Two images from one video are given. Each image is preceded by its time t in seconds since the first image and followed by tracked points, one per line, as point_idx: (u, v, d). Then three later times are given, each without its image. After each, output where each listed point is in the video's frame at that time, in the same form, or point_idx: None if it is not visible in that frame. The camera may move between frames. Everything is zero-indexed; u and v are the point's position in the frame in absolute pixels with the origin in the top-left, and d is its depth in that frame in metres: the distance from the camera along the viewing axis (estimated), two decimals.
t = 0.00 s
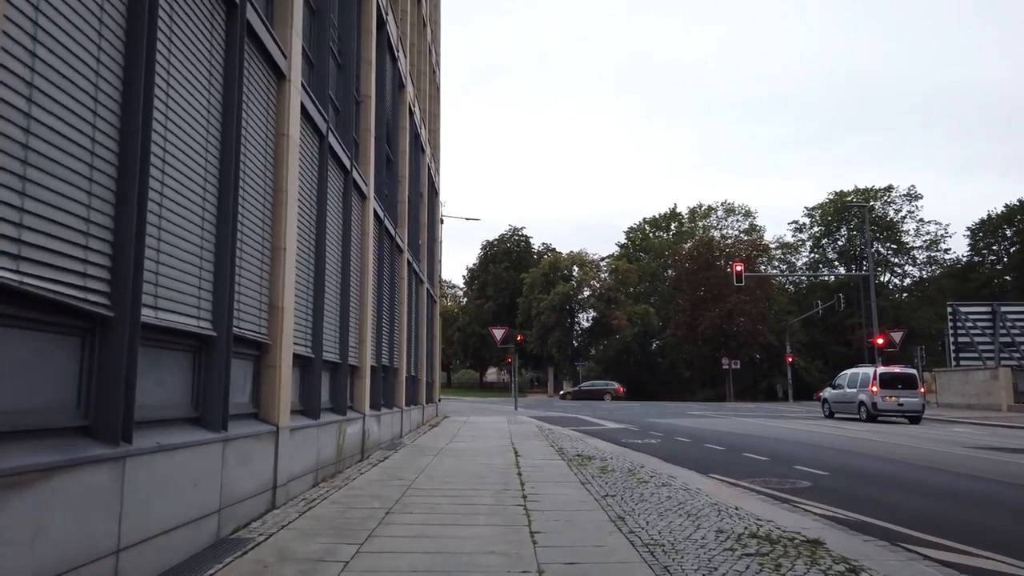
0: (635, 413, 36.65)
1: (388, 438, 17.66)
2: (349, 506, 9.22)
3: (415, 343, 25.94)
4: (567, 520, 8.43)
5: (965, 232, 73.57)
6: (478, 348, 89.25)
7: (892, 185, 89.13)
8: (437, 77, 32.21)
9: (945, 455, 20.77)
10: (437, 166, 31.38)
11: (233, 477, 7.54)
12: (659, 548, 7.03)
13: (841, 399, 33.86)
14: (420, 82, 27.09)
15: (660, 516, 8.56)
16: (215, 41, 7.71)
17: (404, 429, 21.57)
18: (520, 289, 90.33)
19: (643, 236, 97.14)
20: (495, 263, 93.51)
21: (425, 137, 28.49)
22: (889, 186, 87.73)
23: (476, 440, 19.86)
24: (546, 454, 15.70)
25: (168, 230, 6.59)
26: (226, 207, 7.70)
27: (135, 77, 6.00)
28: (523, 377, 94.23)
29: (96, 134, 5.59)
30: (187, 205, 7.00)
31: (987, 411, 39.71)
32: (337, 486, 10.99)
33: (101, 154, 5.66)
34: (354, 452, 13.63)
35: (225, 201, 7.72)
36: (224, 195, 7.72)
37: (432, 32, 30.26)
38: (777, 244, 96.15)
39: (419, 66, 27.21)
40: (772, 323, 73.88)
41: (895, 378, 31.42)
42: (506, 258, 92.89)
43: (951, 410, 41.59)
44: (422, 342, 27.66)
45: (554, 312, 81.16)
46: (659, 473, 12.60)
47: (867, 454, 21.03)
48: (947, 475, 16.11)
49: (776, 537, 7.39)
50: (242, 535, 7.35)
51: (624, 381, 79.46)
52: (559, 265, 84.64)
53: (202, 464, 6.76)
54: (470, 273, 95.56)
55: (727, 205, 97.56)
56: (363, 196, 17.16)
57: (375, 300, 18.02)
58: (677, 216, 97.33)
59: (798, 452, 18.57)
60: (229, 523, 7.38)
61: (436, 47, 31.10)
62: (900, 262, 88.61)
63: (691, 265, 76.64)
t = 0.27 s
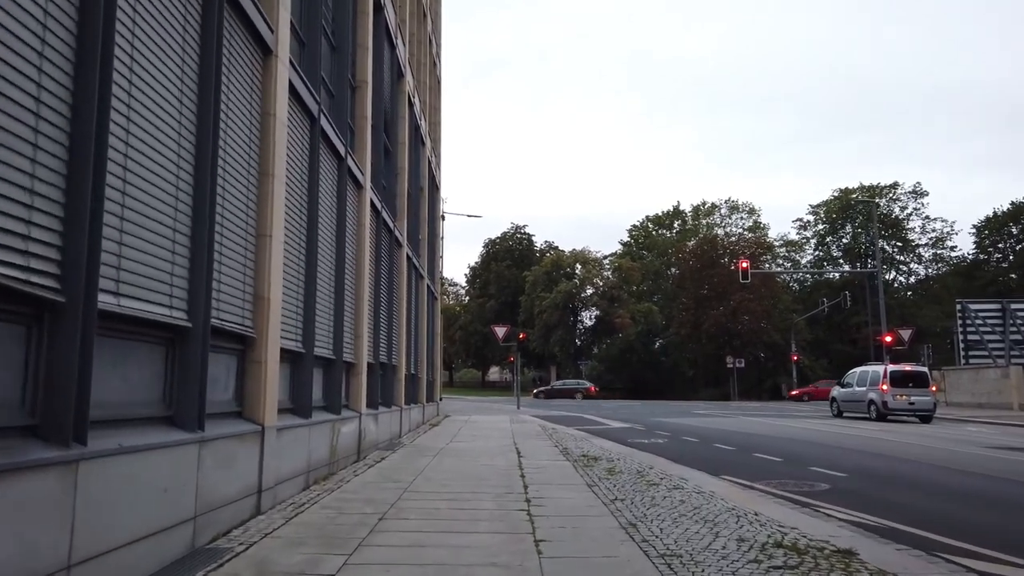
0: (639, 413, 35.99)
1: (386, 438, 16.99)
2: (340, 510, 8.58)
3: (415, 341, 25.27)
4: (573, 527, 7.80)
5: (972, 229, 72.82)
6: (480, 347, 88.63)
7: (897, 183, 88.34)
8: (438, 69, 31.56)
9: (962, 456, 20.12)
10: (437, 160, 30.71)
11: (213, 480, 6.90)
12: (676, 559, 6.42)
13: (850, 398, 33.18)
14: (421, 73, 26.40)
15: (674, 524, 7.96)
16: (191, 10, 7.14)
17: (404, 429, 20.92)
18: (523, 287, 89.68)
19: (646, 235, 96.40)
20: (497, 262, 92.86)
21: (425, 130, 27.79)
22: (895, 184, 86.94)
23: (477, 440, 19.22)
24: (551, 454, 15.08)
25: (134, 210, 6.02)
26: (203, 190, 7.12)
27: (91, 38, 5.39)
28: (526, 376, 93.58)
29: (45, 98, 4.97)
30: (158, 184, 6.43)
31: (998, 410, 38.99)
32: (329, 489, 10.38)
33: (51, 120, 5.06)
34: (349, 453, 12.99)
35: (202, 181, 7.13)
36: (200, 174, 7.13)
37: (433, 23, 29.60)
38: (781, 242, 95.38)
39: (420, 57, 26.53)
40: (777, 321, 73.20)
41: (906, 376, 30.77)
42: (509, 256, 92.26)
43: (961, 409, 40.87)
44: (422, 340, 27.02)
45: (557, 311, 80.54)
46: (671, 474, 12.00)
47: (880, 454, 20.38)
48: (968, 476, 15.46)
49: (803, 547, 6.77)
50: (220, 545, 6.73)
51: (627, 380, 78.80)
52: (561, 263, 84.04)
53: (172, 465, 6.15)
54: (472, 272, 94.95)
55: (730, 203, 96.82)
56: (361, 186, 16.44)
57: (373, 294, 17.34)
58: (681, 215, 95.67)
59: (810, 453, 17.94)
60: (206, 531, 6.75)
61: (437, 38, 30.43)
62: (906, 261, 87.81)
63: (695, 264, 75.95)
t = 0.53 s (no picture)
0: (643, 414, 35.34)
1: (381, 442, 16.35)
2: (325, 524, 7.97)
3: (413, 340, 24.58)
4: (577, 544, 7.18)
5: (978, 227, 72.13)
6: (481, 347, 87.97)
7: (903, 181, 87.56)
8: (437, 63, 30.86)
9: (977, 459, 19.49)
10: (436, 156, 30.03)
11: (180, 496, 6.31)
12: None
13: (858, 399, 32.53)
14: (420, 66, 25.69)
15: (687, 542, 7.36)
16: None
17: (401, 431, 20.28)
18: (524, 287, 89.01)
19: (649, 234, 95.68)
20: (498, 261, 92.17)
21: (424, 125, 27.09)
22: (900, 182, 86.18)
23: (476, 444, 18.57)
24: (552, 459, 14.45)
25: (83, 200, 5.46)
26: (169, 180, 6.57)
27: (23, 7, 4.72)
28: (527, 377, 92.89)
29: None
30: (117, 170, 5.89)
31: (1008, 411, 38.32)
32: (316, 498, 9.76)
33: None
34: (340, 458, 12.38)
35: (167, 171, 6.58)
36: (166, 162, 6.58)
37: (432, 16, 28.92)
38: (785, 241, 94.62)
39: (419, 49, 25.81)
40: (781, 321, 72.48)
41: (916, 377, 30.12)
42: (510, 256, 91.57)
43: (970, 410, 40.21)
44: (421, 341, 26.29)
45: (559, 311, 79.88)
46: (680, 482, 11.38)
47: (893, 458, 19.76)
48: (986, 482, 14.86)
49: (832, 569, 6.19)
50: (187, 568, 6.12)
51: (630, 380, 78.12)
52: (563, 262, 83.39)
53: (131, 482, 5.56)
54: (473, 272, 94.28)
55: (734, 202, 96.06)
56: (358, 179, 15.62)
57: (369, 292, 16.64)
58: (684, 214, 95.30)
59: (821, 457, 17.31)
60: (172, 553, 6.15)
61: (436, 31, 29.74)
62: (911, 260, 87.06)
63: (698, 263, 75.23)
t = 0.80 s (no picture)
0: (646, 412, 34.73)
1: (374, 442, 15.70)
2: (303, 533, 7.34)
3: (411, 337, 23.90)
4: (577, 556, 6.53)
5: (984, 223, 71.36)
6: (482, 344, 87.42)
7: (908, 177, 86.69)
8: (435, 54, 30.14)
9: (992, 458, 18.82)
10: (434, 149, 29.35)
11: (135, 505, 5.70)
12: None
13: (866, 397, 31.86)
14: (417, 55, 24.98)
15: (697, 552, 6.73)
16: None
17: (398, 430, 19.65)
18: (526, 284, 88.36)
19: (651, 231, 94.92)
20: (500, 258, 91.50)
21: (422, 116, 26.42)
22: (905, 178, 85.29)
23: (475, 443, 17.90)
24: (553, 460, 13.81)
25: (11, 169, 4.77)
26: (122, 155, 5.91)
27: None
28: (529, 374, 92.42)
29: None
30: (58, 143, 5.24)
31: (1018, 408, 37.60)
32: (298, 503, 9.10)
33: None
34: (329, 459, 11.72)
35: (120, 145, 5.93)
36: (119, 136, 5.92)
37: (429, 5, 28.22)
38: (788, 238, 93.82)
39: (416, 38, 25.11)
40: (785, 318, 71.76)
41: (925, 374, 29.36)
42: (511, 253, 90.93)
43: (979, 408, 39.51)
44: (419, 337, 25.59)
45: (561, 308, 79.25)
46: (688, 484, 10.74)
47: (905, 457, 19.10)
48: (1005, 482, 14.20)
49: None
50: None
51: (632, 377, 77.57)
52: (565, 259, 82.73)
53: (73, 490, 4.96)
54: (474, 269, 93.62)
55: (737, 199, 95.28)
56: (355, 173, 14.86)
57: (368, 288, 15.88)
58: (687, 211, 94.68)
59: (832, 456, 16.67)
60: (125, 569, 5.55)
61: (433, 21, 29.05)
62: (916, 256, 86.24)
63: (701, 259, 74.49)
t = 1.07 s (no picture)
0: (650, 413, 34.12)
1: (368, 447, 15.07)
2: (282, 553, 6.74)
3: (410, 337, 23.28)
4: None
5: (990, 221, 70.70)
6: (484, 344, 86.90)
7: (913, 175, 85.97)
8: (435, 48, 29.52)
9: (1010, 463, 18.18)
10: (434, 145, 28.74)
11: (91, 525, 5.15)
12: None
13: (874, 398, 31.22)
14: (416, 48, 24.35)
15: None
16: None
17: (396, 433, 19.06)
18: (528, 284, 87.82)
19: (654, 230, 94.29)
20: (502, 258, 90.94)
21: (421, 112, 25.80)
22: (910, 176, 84.58)
23: (474, 447, 17.29)
24: (554, 466, 13.18)
25: None
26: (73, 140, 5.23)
27: None
28: (532, 375, 91.89)
29: None
30: None
31: None
32: (282, 517, 8.51)
33: None
34: (319, 467, 11.13)
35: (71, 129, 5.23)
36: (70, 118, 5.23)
37: None
38: (792, 237, 93.16)
39: (415, 31, 24.49)
40: (789, 317, 71.12)
41: (936, 374, 28.83)
42: (513, 252, 90.38)
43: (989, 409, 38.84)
44: (417, 337, 24.87)
45: (563, 308, 78.68)
46: (699, 494, 10.14)
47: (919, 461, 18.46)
48: None
49: None
50: None
51: (635, 378, 77.01)
52: (567, 258, 82.20)
53: (10, 515, 4.38)
54: (476, 268, 93.05)
55: (740, 198, 94.57)
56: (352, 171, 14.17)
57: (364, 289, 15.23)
58: (690, 210, 94.06)
59: (845, 461, 16.05)
60: None
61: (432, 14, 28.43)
62: (921, 255, 85.53)
63: (704, 258, 73.83)
